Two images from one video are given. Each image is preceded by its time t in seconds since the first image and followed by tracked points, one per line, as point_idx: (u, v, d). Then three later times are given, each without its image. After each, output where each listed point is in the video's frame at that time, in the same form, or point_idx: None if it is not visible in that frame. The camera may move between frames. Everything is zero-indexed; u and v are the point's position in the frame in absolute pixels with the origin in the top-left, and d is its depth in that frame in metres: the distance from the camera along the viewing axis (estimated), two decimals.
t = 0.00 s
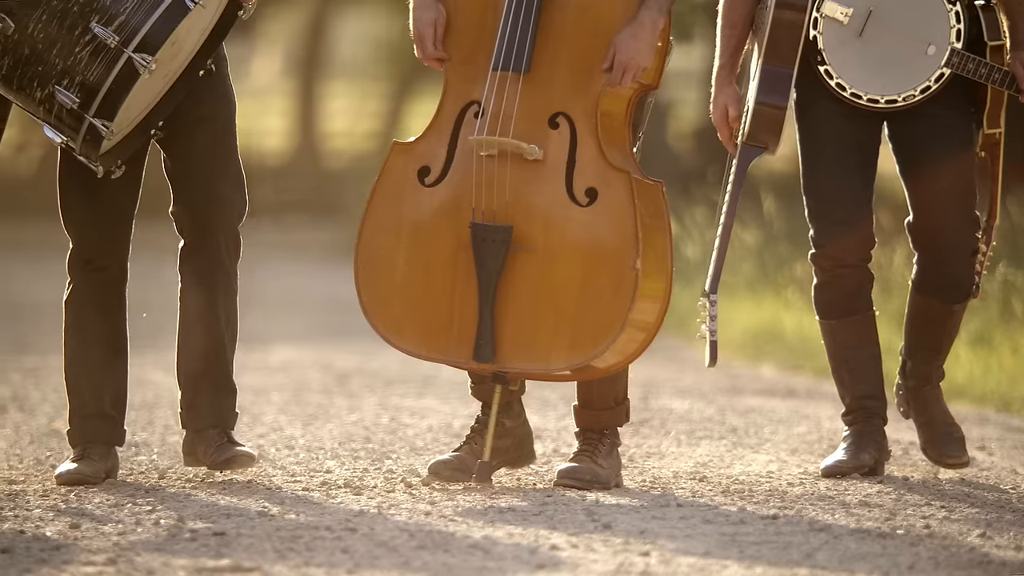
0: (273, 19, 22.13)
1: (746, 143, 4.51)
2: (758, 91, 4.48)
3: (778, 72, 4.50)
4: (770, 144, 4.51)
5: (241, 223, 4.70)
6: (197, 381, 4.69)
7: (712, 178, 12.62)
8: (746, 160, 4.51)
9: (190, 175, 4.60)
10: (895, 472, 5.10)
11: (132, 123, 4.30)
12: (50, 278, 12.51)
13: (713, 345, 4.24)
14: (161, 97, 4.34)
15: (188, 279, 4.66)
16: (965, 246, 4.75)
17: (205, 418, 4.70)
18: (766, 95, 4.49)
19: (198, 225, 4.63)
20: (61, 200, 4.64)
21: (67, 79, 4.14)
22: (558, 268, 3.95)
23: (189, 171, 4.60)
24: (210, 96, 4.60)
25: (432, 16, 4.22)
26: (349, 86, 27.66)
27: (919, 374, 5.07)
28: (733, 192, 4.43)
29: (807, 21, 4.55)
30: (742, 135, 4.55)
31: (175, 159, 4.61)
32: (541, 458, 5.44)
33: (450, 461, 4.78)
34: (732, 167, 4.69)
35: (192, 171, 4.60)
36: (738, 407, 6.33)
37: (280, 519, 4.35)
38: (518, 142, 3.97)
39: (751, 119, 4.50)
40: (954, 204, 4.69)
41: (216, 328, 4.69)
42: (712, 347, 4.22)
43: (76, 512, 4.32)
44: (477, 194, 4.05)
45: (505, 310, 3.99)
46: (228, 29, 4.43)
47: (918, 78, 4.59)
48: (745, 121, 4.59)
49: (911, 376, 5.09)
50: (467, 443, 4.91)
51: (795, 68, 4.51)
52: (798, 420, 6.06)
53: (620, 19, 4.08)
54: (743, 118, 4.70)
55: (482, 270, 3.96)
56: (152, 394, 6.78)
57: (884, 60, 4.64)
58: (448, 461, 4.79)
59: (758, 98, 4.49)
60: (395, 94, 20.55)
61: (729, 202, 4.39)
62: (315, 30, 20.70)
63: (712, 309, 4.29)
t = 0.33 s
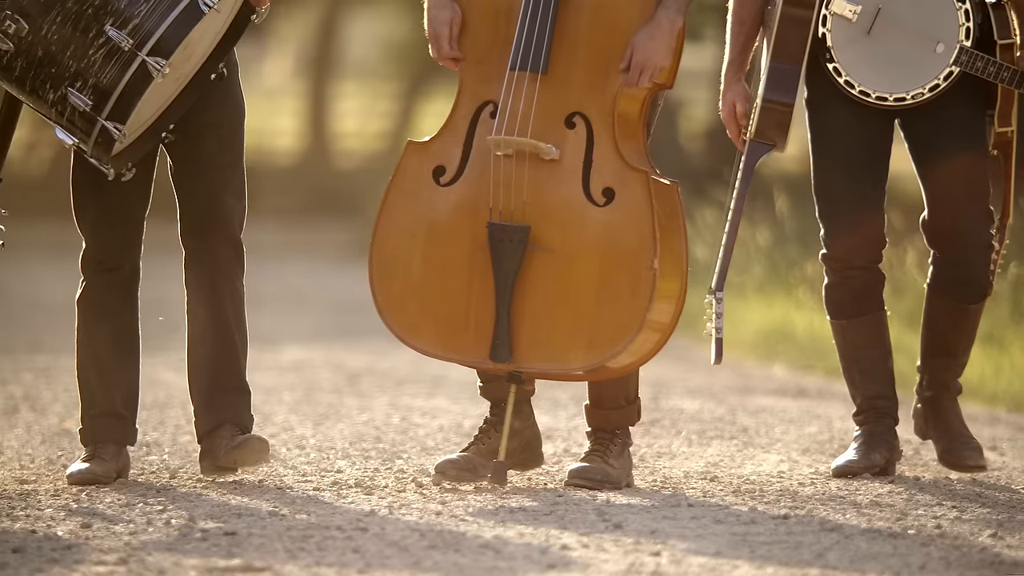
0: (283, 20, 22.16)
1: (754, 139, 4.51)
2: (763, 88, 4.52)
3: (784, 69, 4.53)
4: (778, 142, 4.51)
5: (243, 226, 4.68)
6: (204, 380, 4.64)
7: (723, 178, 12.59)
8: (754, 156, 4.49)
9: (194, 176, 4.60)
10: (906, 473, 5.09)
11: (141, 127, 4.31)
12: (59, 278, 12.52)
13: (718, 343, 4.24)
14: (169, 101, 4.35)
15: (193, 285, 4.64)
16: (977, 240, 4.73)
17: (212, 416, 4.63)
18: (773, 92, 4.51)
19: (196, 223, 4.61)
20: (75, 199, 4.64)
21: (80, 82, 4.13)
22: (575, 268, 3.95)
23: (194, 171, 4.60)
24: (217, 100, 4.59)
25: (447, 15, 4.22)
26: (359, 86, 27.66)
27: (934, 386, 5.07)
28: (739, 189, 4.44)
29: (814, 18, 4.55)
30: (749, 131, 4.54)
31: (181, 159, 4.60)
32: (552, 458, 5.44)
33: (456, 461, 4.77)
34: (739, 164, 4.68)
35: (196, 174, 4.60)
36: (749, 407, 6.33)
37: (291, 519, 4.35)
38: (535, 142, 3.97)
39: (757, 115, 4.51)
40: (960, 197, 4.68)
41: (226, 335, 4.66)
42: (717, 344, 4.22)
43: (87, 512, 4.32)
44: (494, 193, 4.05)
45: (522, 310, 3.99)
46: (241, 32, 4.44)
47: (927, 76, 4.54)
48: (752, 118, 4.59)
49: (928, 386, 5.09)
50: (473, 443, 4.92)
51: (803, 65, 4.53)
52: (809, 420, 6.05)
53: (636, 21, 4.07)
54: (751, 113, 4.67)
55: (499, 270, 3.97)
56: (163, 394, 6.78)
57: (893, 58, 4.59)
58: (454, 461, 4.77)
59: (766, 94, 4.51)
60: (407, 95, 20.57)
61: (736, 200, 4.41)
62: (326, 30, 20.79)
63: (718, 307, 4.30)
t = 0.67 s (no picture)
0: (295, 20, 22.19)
1: (765, 137, 4.47)
2: (774, 86, 4.49)
3: (796, 67, 4.51)
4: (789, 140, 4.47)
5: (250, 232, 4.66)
6: (212, 378, 4.62)
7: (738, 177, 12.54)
8: (762, 154, 4.46)
9: (195, 183, 4.58)
10: (917, 472, 5.09)
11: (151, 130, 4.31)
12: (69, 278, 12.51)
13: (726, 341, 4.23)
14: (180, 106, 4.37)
15: (201, 289, 4.61)
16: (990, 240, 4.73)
17: (219, 415, 4.60)
18: (783, 90, 4.49)
19: (200, 223, 4.59)
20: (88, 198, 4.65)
21: (91, 84, 4.13)
22: (594, 269, 3.95)
23: (198, 173, 4.57)
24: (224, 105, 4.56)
25: (463, 15, 4.21)
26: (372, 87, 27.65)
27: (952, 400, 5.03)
28: (748, 187, 4.42)
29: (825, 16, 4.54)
30: (760, 128, 4.51)
31: (188, 162, 4.58)
32: (564, 458, 5.43)
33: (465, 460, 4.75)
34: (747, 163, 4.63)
35: (202, 180, 4.57)
36: (760, 407, 6.33)
37: (302, 519, 4.34)
38: (553, 142, 3.97)
39: (768, 113, 4.48)
40: (976, 193, 4.67)
41: (234, 343, 4.63)
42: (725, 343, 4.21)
43: (98, 512, 4.32)
44: (511, 194, 4.06)
45: (540, 309, 3.99)
46: (255, 38, 4.44)
47: (938, 75, 4.52)
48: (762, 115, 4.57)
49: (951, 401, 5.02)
50: (482, 443, 4.89)
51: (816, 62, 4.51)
52: (821, 420, 6.05)
53: (654, 21, 4.08)
54: (760, 110, 4.64)
55: (517, 270, 3.97)
56: (175, 394, 6.78)
57: (904, 57, 4.57)
58: (463, 459, 4.76)
59: (776, 93, 4.49)
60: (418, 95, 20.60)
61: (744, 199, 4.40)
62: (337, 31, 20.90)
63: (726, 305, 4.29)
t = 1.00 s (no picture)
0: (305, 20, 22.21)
1: (775, 136, 4.47)
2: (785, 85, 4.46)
3: (809, 66, 4.48)
4: (800, 139, 4.46)
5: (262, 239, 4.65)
6: (216, 386, 4.61)
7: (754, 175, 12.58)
8: (773, 152, 4.46)
9: (208, 189, 4.59)
10: (929, 473, 5.08)
11: (160, 135, 4.30)
12: (79, 277, 12.50)
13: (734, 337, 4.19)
14: (193, 110, 4.38)
15: (211, 293, 4.60)
16: (1002, 237, 4.72)
17: (222, 426, 4.59)
18: (793, 88, 4.46)
19: (216, 231, 4.59)
20: (103, 196, 4.65)
21: (100, 82, 4.12)
22: (613, 269, 3.96)
23: (212, 178, 4.58)
24: (238, 110, 4.57)
25: (478, 15, 4.21)
26: (382, 87, 27.63)
27: (976, 414, 4.89)
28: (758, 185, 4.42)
29: (835, 16, 4.51)
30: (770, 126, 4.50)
31: (203, 164, 4.59)
32: (575, 458, 5.43)
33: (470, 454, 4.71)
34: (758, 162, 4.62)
35: (215, 187, 4.58)
36: (771, 407, 6.32)
37: (313, 518, 4.34)
38: (573, 143, 3.99)
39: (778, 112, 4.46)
40: (986, 194, 4.67)
41: (238, 355, 4.61)
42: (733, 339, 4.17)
43: (109, 511, 4.32)
44: (528, 194, 4.06)
45: (557, 310, 3.99)
46: (268, 43, 4.43)
47: (949, 75, 4.51)
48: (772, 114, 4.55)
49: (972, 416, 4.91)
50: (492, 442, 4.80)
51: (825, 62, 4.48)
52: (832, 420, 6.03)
53: (670, 20, 4.12)
54: (770, 108, 4.61)
55: (535, 270, 3.97)
56: (186, 393, 6.77)
57: (915, 56, 4.55)
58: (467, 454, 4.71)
59: (787, 91, 4.46)
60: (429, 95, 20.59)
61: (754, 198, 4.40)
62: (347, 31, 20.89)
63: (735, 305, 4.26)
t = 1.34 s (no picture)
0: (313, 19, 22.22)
1: (787, 136, 4.45)
2: (798, 84, 4.45)
3: (821, 66, 4.47)
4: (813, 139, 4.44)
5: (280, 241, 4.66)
6: (231, 390, 4.64)
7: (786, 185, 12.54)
8: (786, 152, 4.45)
9: (224, 193, 4.60)
10: (941, 473, 5.08)
11: (175, 135, 4.30)
12: (90, 277, 12.52)
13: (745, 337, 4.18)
14: (209, 111, 4.38)
15: (228, 292, 4.60)
16: (1013, 235, 4.69)
17: (238, 432, 4.65)
18: (806, 88, 4.44)
19: (233, 235, 4.59)
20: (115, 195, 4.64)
21: (111, 78, 4.10)
22: (631, 269, 3.97)
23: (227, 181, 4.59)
24: (255, 113, 4.57)
25: (492, 17, 4.22)
26: (394, 87, 27.59)
27: (1001, 413, 4.82)
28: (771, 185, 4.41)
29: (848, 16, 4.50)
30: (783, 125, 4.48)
31: (219, 165, 4.60)
32: (586, 458, 5.43)
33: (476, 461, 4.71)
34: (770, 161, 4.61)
35: (231, 190, 4.59)
36: (782, 406, 6.31)
37: (325, 518, 4.34)
38: (592, 143, 4.00)
39: (790, 113, 4.44)
40: (998, 192, 4.66)
41: (252, 359, 4.63)
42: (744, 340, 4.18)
43: (121, 511, 4.32)
44: (545, 195, 4.06)
45: (576, 310, 3.99)
46: (285, 46, 4.43)
47: (963, 76, 4.48)
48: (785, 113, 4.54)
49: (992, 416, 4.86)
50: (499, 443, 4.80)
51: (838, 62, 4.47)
52: (844, 420, 6.02)
53: (686, 21, 4.14)
54: (783, 108, 4.60)
55: (554, 270, 3.97)
56: (197, 393, 6.77)
57: (929, 57, 4.52)
58: (474, 461, 4.71)
59: (799, 90, 4.44)
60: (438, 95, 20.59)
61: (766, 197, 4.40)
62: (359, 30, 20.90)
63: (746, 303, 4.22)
